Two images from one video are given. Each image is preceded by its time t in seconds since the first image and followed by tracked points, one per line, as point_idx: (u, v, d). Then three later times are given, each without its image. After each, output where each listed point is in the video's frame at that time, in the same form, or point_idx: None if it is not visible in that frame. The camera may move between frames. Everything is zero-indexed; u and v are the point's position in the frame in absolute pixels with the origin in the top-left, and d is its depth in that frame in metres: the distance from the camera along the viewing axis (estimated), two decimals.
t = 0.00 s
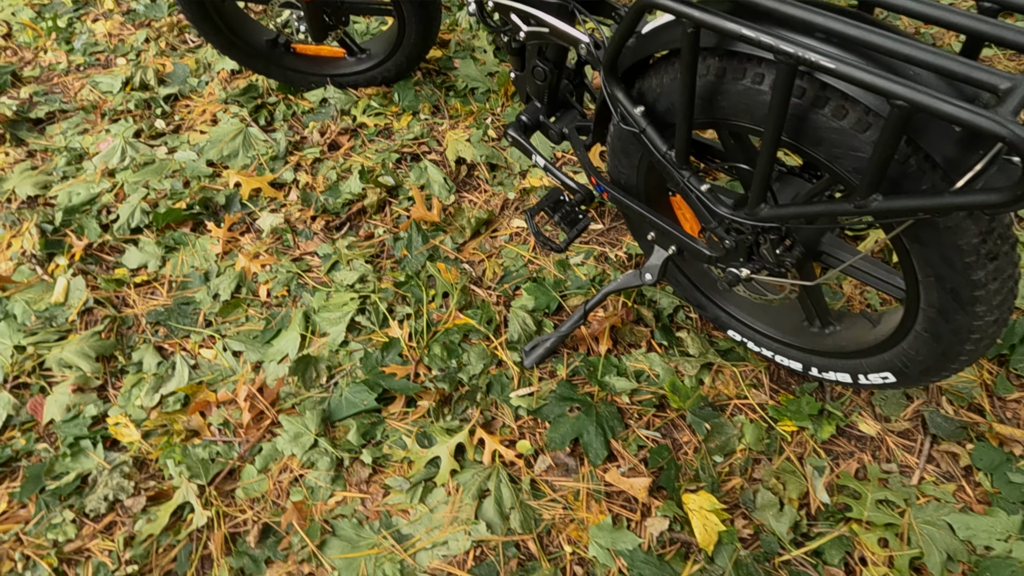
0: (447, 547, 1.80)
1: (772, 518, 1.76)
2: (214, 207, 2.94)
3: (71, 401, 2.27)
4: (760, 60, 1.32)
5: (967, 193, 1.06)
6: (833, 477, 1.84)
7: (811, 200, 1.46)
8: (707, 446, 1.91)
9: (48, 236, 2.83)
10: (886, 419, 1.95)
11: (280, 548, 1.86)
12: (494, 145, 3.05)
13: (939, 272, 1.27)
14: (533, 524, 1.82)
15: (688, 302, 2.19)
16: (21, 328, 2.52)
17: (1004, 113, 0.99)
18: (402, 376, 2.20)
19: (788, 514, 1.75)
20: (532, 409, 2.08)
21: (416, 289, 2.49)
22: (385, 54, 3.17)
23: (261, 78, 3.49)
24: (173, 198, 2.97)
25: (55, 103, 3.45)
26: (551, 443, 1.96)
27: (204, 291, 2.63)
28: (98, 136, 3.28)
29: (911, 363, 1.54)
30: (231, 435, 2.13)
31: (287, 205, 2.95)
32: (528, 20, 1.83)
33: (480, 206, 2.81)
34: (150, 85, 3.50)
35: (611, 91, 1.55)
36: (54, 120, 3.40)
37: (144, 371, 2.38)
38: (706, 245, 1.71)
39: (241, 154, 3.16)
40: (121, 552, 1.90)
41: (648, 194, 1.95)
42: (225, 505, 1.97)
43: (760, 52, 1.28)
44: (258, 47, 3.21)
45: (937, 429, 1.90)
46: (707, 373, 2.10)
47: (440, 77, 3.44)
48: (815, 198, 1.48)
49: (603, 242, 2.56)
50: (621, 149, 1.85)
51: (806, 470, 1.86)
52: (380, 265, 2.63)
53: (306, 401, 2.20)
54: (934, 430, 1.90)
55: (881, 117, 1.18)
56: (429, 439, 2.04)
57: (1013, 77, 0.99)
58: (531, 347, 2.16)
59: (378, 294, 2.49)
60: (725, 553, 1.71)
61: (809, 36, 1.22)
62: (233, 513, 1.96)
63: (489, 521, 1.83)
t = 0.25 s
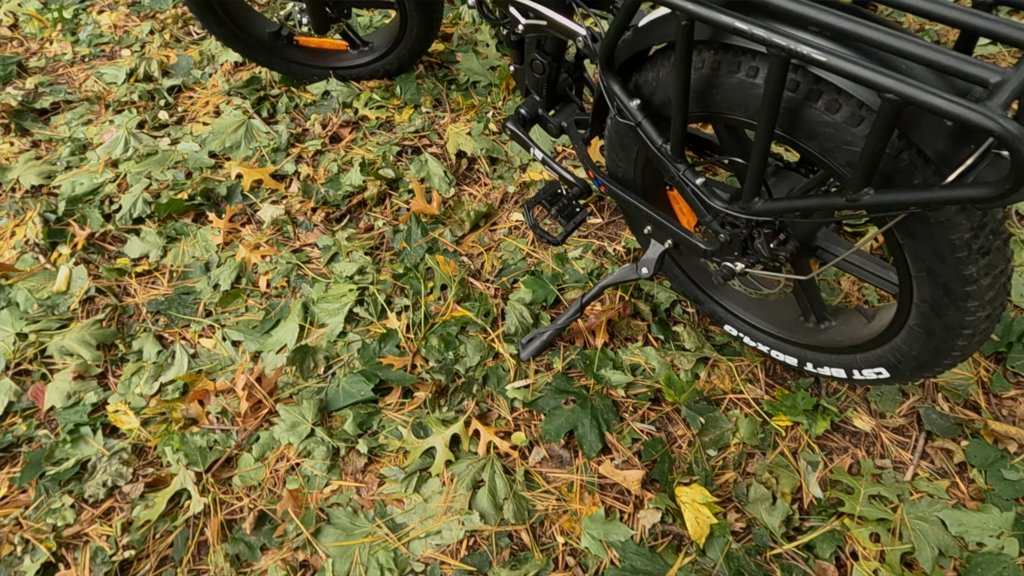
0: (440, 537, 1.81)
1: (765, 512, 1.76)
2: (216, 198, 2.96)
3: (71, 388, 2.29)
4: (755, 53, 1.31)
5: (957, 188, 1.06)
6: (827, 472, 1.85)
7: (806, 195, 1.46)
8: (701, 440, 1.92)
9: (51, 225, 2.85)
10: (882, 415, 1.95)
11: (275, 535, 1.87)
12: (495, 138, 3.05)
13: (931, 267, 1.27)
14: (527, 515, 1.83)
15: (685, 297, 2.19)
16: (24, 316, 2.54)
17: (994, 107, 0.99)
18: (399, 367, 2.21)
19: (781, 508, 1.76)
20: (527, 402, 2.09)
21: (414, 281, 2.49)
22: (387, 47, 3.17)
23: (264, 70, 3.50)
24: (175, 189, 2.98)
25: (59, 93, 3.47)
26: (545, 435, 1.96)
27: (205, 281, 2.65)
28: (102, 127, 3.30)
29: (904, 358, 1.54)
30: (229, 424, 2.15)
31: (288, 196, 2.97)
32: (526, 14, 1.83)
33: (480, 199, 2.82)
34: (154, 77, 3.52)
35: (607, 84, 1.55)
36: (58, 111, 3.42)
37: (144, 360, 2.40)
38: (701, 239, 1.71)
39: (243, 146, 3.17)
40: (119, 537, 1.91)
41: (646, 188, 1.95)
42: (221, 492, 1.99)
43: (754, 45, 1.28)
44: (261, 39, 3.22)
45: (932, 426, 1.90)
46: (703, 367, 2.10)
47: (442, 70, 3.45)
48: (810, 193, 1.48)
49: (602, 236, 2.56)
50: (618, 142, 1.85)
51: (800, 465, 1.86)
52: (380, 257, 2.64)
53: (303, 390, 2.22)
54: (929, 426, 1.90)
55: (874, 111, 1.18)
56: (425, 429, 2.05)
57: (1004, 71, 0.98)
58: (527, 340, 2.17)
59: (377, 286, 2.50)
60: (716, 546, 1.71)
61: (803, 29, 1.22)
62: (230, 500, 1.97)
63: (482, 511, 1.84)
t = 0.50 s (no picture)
0: (434, 529, 1.82)
1: (757, 509, 1.76)
2: (219, 192, 2.98)
3: (73, 378, 2.31)
4: (749, 51, 1.32)
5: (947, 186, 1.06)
6: (820, 470, 1.85)
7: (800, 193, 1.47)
8: (695, 437, 1.93)
9: (56, 217, 2.87)
10: (877, 415, 1.95)
11: (271, 526, 1.89)
12: (496, 135, 3.06)
13: (923, 266, 1.28)
14: (520, 509, 1.84)
15: (683, 295, 2.20)
16: (28, 306, 2.56)
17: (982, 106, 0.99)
18: (396, 362, 2.23)
19: (773, 505, 1.76)
20: (523, 397, 2.10)
21: (413, 276, 2.51)
22: (391, 43, 3.19)
23: (269, 66, 3.52)
24: (179, 182, 3.00)
25: (66, 87, 3.50)
26: (541, 430, 1.97)
27: (206, 274, 2.67)
28: (108, 121, 3.32)
29: (898, 357, 1.54)
30: (228, 415, 2.17)
31: (290, 191, 2.98)
32: (526, 11, 1.84)
33: (480, 195, 2.83)
34: (160, 72, 3.54)
35: (603, 82, 1.56)
36: (65, 104, 3.45)
37: (145, 351, 2.42)
38: (697, 237, 1.72)
39: (246, 141, 3.19)
40: (116, 525, 1.93)
41: (643, 185, 1.95)
42: (219, 482, 2.00)
43: (748, 43, 1.29)
44: (266, 35, 3.24)
45: (927, 426, 1.89)
46: (699, 365, 2.11)
47: (445, 68, 3.46)
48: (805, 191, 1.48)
49: (601, 234, 2.57)
50: (616, 140, 1.86)
51: (794, 463, 1.87)
52: (379, 253, 2.66)
53: (301, 383, 2.24)
54: (924, 427, 1.90)
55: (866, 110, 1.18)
56: (421, 423, 2.06)
57: (994, 70, 0.98)
58: (524, 335, 2.17)
59: (376, 280, 2.51)
60: (708, 543, 1.71)
61: (797, 28, 1.23)
62: (227, 491, 1.99)
63: (476, 505, 1.85)
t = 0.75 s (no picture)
0: (428, 520, 1.84)
1: (749, 505, 1.77)
2: (222, 184, 3.00)
3: (76, 365, 2.34)
4: (743, 48, 1.32)
5: (936, 184, 1.06)
6: (813, 467, 1.85)
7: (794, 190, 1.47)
8: (689, 432, 1.93)
9: (61, 207, 2.90)
10: (871, 413, 1.96)
11: (267, 513, 1.91)
12: (498, 131, 3.07)
13: (914, 264, 1.28)
14: (513, 501, 1.85)
15: (680, 291, 2.20)
16: (32, 294, 2.59)
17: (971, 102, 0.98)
18: (394, 354, 2.25)
19: (765, 501, 1.76)
20: (519, 390, 2.11)
21: (413, 270, 2.52)
22: (394, 38, 3.20)
23: (274, 60, 3.53)
24: (182, 174, 3.03)
25: (73, 79, 3.52)
26: (536, 423, 1.98)
27: (208, 265, 2.69)
28: (114, 112, 3.35)
29: (890, 355, 1.54)
30: (227, 405, 2.19)
31: (292, 184, 3.00)
32: (525, 7, 1.85)
33: (480, 190, 2.85)
34: (166, 64, 3.56)
35: (600, 77, 1.57)
36: (72, 96, 3.47)
37: (146, 340, 2.44)
38: (692, 233, 1.72)
39: (250, 133, 3.20)
40: (115, 511, 1.95)
41: (641, 181, 1.96)
42: (216, 470, 2.03)
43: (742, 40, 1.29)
44: (270, 28, 3.25)
45: (921, 424, 1.89)
46: (695, 361, 2.12)
47: (448, 63, 3.47)
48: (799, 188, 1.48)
49: (600, 229, 2.58)
50: (613, 136, 1.87)
51: (787, 459, 1.87)
52: (380, 246, 2.68)
53: (300, 373, 2.26)
54: (918, 425, 1.90)
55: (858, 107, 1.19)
56: (417, 415, 2.08)
57: (984, 68, 0.99)
58: (522, 329, 2.19)
59: (376, 273, 2.53)
60: (699, 537, 1.72)
61: (790, 24, 1.23)
62: (224, 479, 2.01)
63: (470, 496, 1.86)
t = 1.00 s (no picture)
0: (421, 513, 1.85)
1: (741, 503, 1.78)
2: (225, 178, 3.02)
3: (78, 356, 2.37)
4: (737, 47, 1.33)
5: (925, 184, 1.06)
6: (806, 466, 1.86)
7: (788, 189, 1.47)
8: (683, 430, 1.94)
9: (66, 200, 2.93)
10: (866, 414, 1.95)
11: (262, 504, 1.93)
12: (499, 129, 3.09)
13: (905, 264, 1.28)
14: (506, 496, 1.86)
15: (677, 290, 2.21)
16: (36, 286, 2.62)
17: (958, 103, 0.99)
18: (392, 349, 2.26)
19: (757, 499, 1.77)
20: (515, 386, 2.12)
21: (412, 265, 2.54)
22: (398, 36, 3.21)
23: (279, 56, 3.56)
24: (186, 169, 3.05)
25: (81, 73, 3.56)
26: (531, 419, 1.99)
27: (210, 259, 2.71)
28: (120, 107, 3.38)
29: (883, 355, 1.54)
30: (225, 396, 2.21)
31: (295, 179, 3.02)
32: (524, 6, 1.87)
33: (481, 188, 2.86)
34: (172, 60, 3.59)
35: (596, 76, 1.57)
36: (79, 90, 3.50)
37: (147, 332, 2.47)
38: (688, 231, 1.73)
39: (254, 129, 3.23)
40: (114, 499, 1.97)
41: (638, 180, 1.97)
42: (214, 461, 2.04)
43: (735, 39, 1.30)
44: (275, 25, 3.27)
45: (915, 426, 1.89)
46: (690, 359, 2.12)
47: (452, 61, 3.49)
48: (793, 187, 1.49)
49: (599, 228, 2.59)
50: (611, 134, 1.87)
51: (780, 458, 1.88)
52: (380, 242, 2.69)
53: (298, 367, 2.28)
54: (912, 426, 1.89)
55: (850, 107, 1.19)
56: (413, 409, 2.09)
57: (971, 69, 0.99)
58: (518, 326, 2.20)
59: (375, 269, 2.55)
60: (691, 533, 1.73)
61: (783, 24, 1.24)
62: (222, 469, 2.03)
63: (464, 490, 1.87)
